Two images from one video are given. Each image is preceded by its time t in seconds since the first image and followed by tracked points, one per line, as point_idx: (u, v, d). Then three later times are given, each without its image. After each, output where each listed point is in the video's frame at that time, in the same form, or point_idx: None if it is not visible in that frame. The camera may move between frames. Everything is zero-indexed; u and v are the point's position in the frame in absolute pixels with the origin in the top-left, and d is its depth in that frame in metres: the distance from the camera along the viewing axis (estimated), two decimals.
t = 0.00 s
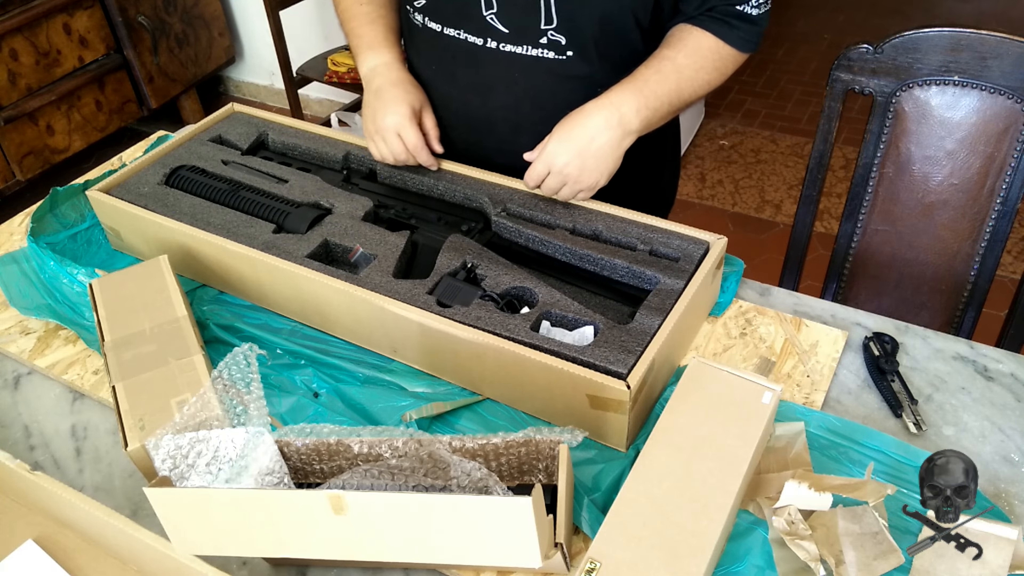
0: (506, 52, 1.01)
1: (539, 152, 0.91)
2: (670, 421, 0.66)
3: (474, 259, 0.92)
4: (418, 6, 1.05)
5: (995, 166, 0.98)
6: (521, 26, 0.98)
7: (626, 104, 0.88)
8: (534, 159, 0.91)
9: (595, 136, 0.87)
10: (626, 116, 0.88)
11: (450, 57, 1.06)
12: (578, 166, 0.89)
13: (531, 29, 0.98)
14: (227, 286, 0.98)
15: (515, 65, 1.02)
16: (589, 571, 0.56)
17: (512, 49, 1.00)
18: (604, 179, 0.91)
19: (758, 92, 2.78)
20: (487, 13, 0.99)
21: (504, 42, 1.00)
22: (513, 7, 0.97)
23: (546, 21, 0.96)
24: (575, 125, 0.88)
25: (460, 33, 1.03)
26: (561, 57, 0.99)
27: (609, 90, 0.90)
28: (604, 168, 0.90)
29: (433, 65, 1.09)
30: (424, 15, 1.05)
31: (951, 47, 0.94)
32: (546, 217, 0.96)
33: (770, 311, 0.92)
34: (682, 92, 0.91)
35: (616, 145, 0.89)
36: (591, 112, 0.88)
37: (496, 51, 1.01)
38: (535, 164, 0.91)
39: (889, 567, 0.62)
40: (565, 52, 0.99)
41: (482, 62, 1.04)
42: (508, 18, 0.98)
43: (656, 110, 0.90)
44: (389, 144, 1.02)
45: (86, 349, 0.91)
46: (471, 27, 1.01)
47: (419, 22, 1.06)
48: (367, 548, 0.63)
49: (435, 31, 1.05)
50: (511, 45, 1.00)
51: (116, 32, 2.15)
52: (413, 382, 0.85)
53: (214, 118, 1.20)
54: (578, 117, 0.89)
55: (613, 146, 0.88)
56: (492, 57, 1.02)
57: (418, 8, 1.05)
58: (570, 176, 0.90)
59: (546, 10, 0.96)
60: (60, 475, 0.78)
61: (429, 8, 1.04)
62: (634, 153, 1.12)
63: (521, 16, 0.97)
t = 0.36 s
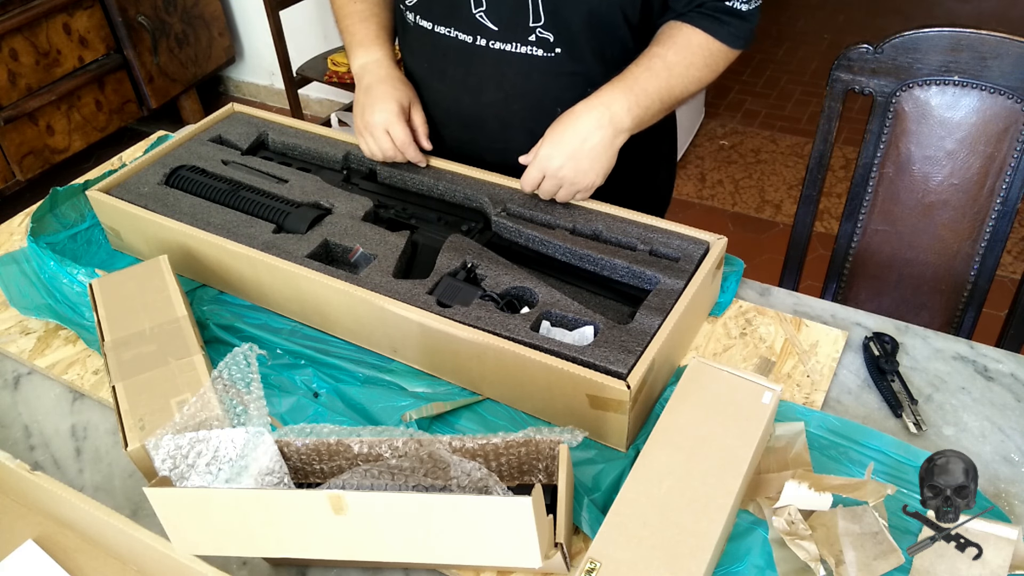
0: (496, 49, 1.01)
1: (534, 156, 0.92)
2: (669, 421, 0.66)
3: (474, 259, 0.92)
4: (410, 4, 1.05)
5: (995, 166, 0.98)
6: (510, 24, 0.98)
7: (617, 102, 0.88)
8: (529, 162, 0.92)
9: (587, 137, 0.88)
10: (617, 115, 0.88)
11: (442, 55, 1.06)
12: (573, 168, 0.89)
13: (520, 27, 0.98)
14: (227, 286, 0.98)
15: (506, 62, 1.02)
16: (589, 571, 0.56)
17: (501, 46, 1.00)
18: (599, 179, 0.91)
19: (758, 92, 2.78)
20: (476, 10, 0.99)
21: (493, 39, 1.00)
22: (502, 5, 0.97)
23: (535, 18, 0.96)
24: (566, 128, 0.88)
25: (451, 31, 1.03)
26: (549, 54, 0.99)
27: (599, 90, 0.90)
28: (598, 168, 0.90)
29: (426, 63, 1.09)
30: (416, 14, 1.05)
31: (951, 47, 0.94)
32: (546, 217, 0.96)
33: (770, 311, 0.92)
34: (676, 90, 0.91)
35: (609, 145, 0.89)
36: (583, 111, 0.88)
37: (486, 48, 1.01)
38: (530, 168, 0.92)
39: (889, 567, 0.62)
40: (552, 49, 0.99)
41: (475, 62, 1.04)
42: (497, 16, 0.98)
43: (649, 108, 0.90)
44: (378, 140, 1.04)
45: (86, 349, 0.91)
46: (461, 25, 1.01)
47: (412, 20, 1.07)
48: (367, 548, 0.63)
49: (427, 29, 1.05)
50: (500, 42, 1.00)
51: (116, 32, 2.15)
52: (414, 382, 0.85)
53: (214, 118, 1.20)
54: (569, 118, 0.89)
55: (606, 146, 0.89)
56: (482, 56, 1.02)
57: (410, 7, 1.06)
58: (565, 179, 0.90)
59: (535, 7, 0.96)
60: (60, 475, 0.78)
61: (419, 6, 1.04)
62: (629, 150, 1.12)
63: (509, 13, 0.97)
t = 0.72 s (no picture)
0: (494, 49, 1.01)
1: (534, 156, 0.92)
2: (669, 421, 0.66)
3: (474, 259, 0.92)
4: (406, 5, 1.04)
5: (995, 166, 0.98)
6: (507, 24, 0.98)
7: (616, 101, 0.88)
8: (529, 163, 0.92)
9: (587, 136, 0.87)
10: (617, 113, 0.88)
11: (439, 56, 1.06)
12: (573, 167, 0.89)
13: (517, 26, 0.98)
14: (227, 286, 0.98)
15: (503, 61, 1.02)
16: (589, 571, 0.56)
17: (499, 45, 1.00)
18: (600, 177, 0.91)
19: (758, 91, 2.78)
20: (473, 10, 0.98)
21: (491, 39, 1.00)
22: (499, 5, 0.97)
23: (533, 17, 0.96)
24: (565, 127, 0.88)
25: (448, 32, 1.02)
26: (547, 52, 0.99)
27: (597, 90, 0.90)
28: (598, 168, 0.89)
29: (422, 63, 1.08)
30: (412, 15, 1.04)
31: (951, 47, 0.94)
32: (546, 217, 0.96)
33: (770, 311, 0.92)
34: (673, 89, 0.91)
35: (609, 143, 0.88)
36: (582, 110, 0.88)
37: (484, 48, 1.01)
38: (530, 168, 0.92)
39: (889, 567, 0.62)
40: (550, 47, 0.99)
41: (473, 61, 1.04)
42: (495, 16, 0.98)
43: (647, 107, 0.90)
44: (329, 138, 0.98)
45: (86, 349, 0.91)
46: (458, 26, 1.01)
47: (408, 22, 1.06)
48: (367, 548, 0.63)
49: (424, 30, 1.04)
50: (498, 41, 1.00)
51: (116, 32, 2.15)
52: (413, 382, 0.85)
53: (214, 118, 1.20)
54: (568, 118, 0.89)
55: (606, 144, 0.88)
56: (480, 55, 1.02)
57: (406, 8, 1.04)
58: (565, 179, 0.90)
59: (533, 6, 0.95)
60: (60, 475, 0.78)
61: (415, 8, 1.03)
62: (626, 149, 1.12)
63: (506, 13, 0.97)
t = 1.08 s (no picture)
0: (495, 49, 1.01)
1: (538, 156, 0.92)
2: (669, 421, 0.66)
3: (475, 259, 0.92)
4: (408, 6, 1.04)
5: (995, 166, 0.98)
6: (508, 24, 0.98)
7: (617, 102, 0.87)
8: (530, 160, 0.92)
9: (589, 136, 0.87)
10: (618, 113, 0.88)
11: (440, 56, 1.06)
12: (575, 167, 0.89)
13: (518, 26, 0.98)
14: (227, 286, 0.98)
15: (503, 59, 1.02)
16: (589, 571, 0.56)
17: (500, 45, 1.00)
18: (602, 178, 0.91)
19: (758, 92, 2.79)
20: (475, 10, 0.99)
21: (493, 39, 1.00)
22: (500, 5, 0.97)
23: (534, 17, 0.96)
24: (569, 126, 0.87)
25: (450, 32, 1.02)
26: (548, 52, 0.99)
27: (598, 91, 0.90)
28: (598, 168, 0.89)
29: (423, 65, 1.08)
30: (415, 15, 1.04)
31: (951, 47, 0.94)
32: (546, 217, 0.96)
33: (770, 311, 0.92)
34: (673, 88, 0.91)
35: (610, 143, 0.88)
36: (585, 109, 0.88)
37: (486, 48, 1.01)
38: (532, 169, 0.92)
39: (889, 567, 0.62)
40: (551, 47, 0.99)
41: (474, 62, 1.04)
42: (496, 16, 0.98)
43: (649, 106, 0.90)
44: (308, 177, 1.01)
45: (86, 349, 0.91)
46: (459, 26, 1.01)
47: (409, 23, 1.06)
48: (366, 548, 0.63)
49: (425, 31, 1.04)
50: (499, 42, 1.00)
51: (116, 32, 2.15)
52: (413, 382, 0.85)
53: (214, 118, 1.20)
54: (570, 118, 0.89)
55: (608, 144, 0.88)
56: (481, 55, 1.03)
57: (408, 9, 1.04)
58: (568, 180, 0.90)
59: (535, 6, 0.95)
60: (60, 475, 0.78)
61: (416, 9, 1.03)
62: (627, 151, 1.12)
63: (508, 13, 0.97)
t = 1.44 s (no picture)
0: (504, 49, 1.01)
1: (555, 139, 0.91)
2: (669, 421, 0.66)
3: (475, 259, 0.92)
4: (412, 7, 1.04)
5: (995, 166, 0.98)
6: (517, 24, 0.98)
7: (640, 93, 0.87)
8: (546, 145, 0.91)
9: (609, 128, 0.87)
10: (640, 105, 0.87)
11: (447, 57, 1.06)
12: (592, 157, 0.89)
13: (527, 26, 0.98)
14: (227, 286, 0.98)
15: (511, 60, 1.02)
16: (589, 571, 0.56)
17: (509, 46, 1.00)
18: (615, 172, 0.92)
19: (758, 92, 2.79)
20: (483, 11, 0.99)
21: (501, 39, 1.00)
22: (508, 5, 0.97)
23: (543, 17, 0.96)
24: (591, 118, 0.87)
25: (457, 33, 1.02)
26: (558, 52, 0.99)
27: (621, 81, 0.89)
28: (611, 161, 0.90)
29: (430, 64, 1.08)
30: (419, 17, 1.04)
31: (951, 47, 0.94)
32: (546, 217, 0.96)
33: (770, 311, 0.92)
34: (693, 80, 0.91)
35: (630, 136, 0.88)
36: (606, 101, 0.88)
37: (494, 48, 1.01)
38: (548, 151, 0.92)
39: (889, 567, 0.62)
40: (561, 48, 0.99)
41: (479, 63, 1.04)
42: (504, 16, 0.98)
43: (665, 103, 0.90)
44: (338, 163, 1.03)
45: (86, 349, 0.91)
46: (468, 26, 1.01)
47: (414, 24, 1.06)
48: (366, 548, 0.63)
49: (431, 32, 1.04)
50: (508, 42, 1.00)
51: (116, 32, 2.15)
52: (414, 382, 0.85)
53: (214, 118, 1.20)
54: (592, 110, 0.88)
55: (627, 138, 0.88)
56: (489, 56, 1.02)
57: (412, 10, 1.04)
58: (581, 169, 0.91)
59: (543, 7, 0.95)
60: (60, 475, 0.78)
61: (422, 10, 1.03)
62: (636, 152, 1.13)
63: (516, 13, 0.97)
